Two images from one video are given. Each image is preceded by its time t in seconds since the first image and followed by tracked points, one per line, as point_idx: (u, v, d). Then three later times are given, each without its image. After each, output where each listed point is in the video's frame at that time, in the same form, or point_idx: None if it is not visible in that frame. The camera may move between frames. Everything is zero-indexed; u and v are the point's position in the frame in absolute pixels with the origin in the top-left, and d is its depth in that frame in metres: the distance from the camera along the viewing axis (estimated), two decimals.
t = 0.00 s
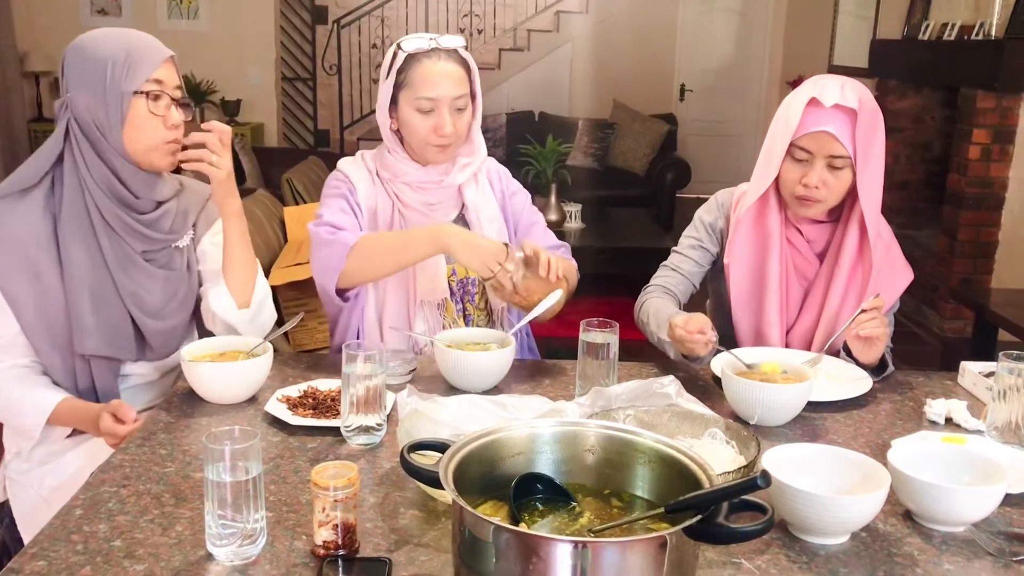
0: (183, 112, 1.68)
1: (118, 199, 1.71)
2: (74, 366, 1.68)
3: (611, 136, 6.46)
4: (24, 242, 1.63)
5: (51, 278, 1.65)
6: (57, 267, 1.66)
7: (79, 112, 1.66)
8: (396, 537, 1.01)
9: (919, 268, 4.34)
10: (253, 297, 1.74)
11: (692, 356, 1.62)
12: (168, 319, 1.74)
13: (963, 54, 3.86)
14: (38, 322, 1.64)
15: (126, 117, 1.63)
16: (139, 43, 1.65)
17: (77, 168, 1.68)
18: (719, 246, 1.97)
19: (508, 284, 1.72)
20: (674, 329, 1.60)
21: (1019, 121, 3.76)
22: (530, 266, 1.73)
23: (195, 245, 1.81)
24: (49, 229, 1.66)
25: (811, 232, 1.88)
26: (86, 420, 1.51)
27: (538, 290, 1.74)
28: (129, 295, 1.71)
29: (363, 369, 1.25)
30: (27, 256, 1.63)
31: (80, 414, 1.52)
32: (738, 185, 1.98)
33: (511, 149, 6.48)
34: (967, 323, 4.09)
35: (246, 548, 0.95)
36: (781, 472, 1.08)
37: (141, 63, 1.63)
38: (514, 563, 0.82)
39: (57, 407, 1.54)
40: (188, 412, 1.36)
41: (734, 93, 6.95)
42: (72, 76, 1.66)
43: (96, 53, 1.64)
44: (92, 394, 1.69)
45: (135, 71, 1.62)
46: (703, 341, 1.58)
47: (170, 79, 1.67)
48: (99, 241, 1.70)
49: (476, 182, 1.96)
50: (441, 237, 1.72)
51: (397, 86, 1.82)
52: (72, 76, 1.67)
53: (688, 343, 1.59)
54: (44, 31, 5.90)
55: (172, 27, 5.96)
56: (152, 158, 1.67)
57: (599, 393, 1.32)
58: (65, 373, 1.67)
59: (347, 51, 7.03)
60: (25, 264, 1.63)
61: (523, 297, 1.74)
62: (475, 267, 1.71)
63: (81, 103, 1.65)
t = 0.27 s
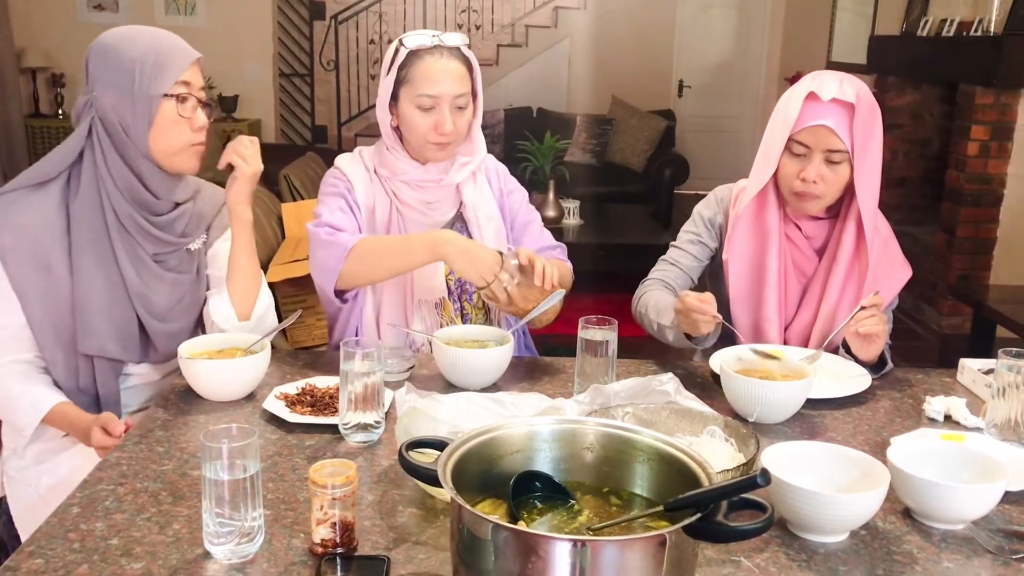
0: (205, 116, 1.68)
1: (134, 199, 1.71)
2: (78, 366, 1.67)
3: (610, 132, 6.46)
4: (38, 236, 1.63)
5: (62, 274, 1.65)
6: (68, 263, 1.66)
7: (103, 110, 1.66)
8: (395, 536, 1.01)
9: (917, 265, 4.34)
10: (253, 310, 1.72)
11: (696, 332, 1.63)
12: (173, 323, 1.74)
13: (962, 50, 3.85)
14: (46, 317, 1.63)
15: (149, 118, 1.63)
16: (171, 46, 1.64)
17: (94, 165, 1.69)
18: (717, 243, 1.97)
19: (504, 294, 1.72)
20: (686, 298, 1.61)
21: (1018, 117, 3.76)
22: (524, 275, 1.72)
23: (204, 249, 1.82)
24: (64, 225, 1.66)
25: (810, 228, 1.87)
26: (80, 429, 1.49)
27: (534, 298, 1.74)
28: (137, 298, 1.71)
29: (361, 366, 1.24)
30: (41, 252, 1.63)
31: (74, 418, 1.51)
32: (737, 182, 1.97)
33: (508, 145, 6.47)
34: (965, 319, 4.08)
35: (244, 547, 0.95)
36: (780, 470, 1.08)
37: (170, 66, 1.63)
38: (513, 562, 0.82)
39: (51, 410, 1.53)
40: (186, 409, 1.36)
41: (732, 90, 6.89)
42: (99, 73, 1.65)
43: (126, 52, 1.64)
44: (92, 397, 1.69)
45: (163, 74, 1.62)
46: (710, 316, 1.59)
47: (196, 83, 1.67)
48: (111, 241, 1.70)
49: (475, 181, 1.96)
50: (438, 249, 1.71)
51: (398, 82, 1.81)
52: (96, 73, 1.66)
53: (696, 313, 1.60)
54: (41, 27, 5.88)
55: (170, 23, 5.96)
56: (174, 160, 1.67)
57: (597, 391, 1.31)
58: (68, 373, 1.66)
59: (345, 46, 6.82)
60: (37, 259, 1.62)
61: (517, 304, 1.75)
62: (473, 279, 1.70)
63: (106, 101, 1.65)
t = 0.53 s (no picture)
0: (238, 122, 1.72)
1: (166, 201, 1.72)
2: (100, 363, 1.67)
3: (609, 128, 6.46)
4: (70, 231, 1.64)
5: (91, 271, 1.66)
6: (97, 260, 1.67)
7: (140, 111, 1.68)
8: (395, 533, 1.00)
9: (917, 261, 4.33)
10: (255, 307, 1.72)
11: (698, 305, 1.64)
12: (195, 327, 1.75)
13: (962, 46, 3.83)
14: (73, 312, 1.64)
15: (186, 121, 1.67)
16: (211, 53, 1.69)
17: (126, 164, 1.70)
18: (717, 238, 1.96)
19: (505, 295, 1.72)
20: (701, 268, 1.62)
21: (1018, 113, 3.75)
22: (526, 278, 1.72)
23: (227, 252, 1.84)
24: (95, 223, 1.67)
25: (810, 225, 1.87)
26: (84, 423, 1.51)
27: (533, 301, 1.74)
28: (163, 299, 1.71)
29: (361, 363, 1.24)
30: (72, 248, 1.64)
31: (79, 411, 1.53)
32: (738, 178, 1.97)
33: (508, 141, 6.47)
34: (964, 315, 4.07)
35: (244, 544, 0.95)
36: (781, 466, 1.07)
37: (209, 72, 1.68)
38: (514, 560, 0.82)
39: (58, 402, 1.55)
40: (185, 406, 1.35)
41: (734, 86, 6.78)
42: (136, 74, 1.68)
43: (167, 56, 1.68)
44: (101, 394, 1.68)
45: (203, 79, 1.66)
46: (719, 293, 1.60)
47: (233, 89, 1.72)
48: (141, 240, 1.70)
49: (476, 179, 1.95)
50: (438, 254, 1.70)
51: (400, 78, 1.80)
52: (132, 74, 1.69)
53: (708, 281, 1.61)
54: (40, 23, 5.87)
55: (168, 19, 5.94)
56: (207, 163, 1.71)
57: (598, 388, 1.31)
58: (85, 369, 1.66)
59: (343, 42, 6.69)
60: (67, 254, 1.63)
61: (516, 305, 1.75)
62: (474, 281, 1.69)
63: (144, 102, 1.68)
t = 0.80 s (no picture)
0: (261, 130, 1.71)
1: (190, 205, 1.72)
2: (116, 362, 1.67)
3: (610, 127, 6.44)
4: (93, 230, 1.64)
5: (114, 270, 1.66)
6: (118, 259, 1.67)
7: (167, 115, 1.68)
8: (399, 533, 1.00)
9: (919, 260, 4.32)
10: (259, 305, 1.71)
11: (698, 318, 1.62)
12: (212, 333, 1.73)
13: (964, 44, 3.82)
14: (93, 309, 1.64)
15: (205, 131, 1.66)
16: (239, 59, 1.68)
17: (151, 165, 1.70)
18: (720, 239, 1.96)
19: (508, 298, 1.70)
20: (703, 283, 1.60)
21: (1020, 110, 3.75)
22: (530, 280, 1.68)
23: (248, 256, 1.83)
24: (119, 223, 1.67)
25: (813, 225, 1.87)
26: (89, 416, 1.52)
27: (533, 304, 1.69)
28: (183, 302, 1.70)
29: (365, 362, 1.24)
30: (95, 248, 1.64)
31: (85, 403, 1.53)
32: (740, 178, 1.96)
33: (509, 141, 6.44)
34: (967, 314, 4.06)
35: (247, 544, 0.95)
36: (785, 466, 1.07)
37: (236, 78, 1.67)
38: (518, 560, 0.81)
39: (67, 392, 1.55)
40: (188, 406, 1.35)
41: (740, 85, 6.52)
42: (165, 77, 1.68)
43: (195, 61, 1.67)
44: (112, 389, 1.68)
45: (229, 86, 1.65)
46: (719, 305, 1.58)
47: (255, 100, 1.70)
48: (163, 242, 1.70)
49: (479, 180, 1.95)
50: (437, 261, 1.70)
51: (403, 78, 1.80)
52: (161, 77, 1.69)
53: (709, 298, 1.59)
54: (40, 22, 5.86)
55: (169, 18, 5.91)
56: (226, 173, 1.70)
57: (602, 387, 1.31)
58: (102, 367, 1.66)
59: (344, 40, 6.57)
60: (91, 254, 1.64)
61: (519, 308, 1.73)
62: (474, 282, 1.66)
63: (171, 106, 1.68)
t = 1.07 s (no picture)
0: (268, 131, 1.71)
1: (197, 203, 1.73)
2: (122, 358, 1.67)
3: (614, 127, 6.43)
4: (100, 227, 1.64)
5: (121, 269, 1.66)
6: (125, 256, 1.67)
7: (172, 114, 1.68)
8: (404, 533, 1.00)
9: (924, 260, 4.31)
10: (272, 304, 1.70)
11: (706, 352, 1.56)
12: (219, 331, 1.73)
13: (968, 44, 3.81)
14: (100, 306, 1.63)
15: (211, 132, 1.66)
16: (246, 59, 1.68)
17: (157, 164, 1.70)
18: (725, 241, 1.95)
19: (516, 295, 1.65)
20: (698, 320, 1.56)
21: None
22: (536, 280, 1.66)
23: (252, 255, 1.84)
24: (126, 221, 1.67)
25: (817, 226, 1.86)
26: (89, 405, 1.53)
27: (537, 302, 1.67)
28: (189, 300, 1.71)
29: (370, 362, 1.24)
30: (102, 246, 1.64)
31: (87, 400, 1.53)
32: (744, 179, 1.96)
33: (513, 141, 6.47)
34: (971, 314, 4.05)
35: (253, 545, 0.94)
36: (792, 467, 1.07)
37: (242, 80, 1.67)
38: (525, 560, 0.81)
39: (71, 392, 1.54)
40: (193, 405, 1.35)
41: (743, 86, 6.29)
42: (171, 77, 1.68)
43: (201, 60, 1.67)
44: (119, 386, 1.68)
45: (234, 86, 1.65)
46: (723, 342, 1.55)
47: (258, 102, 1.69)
48: (169, 241, 1.71)
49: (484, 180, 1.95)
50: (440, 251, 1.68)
51: (407, 78, 1.80)
52: (167, 76, 1.69)
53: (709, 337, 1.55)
54: (44, 22, 5.87)
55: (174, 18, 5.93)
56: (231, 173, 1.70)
57: (608, 387, 1.30)
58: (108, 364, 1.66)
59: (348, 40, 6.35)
60: (98, 252, 1.64)
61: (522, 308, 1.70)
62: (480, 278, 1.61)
63: (176, 105, 1.68)
